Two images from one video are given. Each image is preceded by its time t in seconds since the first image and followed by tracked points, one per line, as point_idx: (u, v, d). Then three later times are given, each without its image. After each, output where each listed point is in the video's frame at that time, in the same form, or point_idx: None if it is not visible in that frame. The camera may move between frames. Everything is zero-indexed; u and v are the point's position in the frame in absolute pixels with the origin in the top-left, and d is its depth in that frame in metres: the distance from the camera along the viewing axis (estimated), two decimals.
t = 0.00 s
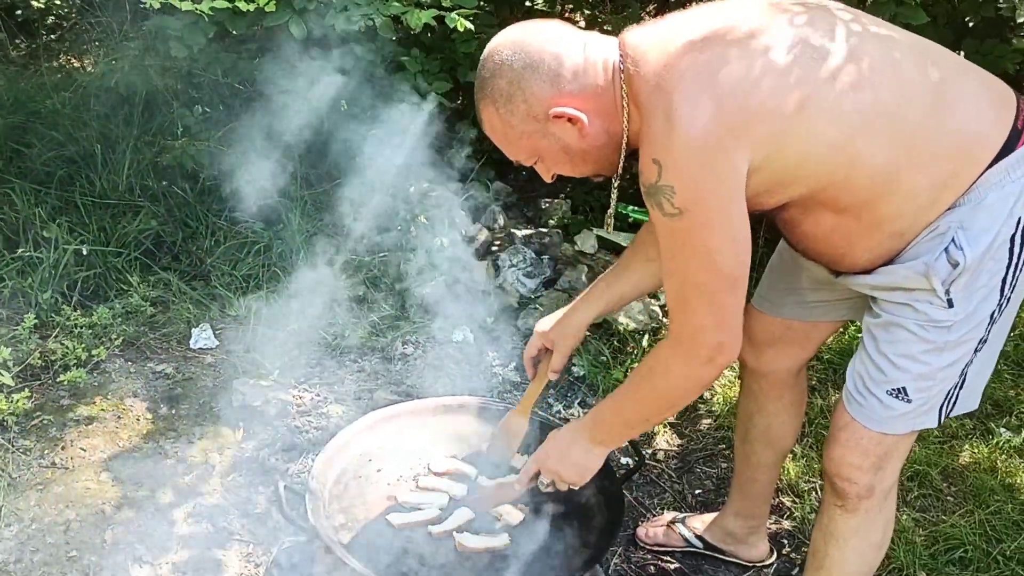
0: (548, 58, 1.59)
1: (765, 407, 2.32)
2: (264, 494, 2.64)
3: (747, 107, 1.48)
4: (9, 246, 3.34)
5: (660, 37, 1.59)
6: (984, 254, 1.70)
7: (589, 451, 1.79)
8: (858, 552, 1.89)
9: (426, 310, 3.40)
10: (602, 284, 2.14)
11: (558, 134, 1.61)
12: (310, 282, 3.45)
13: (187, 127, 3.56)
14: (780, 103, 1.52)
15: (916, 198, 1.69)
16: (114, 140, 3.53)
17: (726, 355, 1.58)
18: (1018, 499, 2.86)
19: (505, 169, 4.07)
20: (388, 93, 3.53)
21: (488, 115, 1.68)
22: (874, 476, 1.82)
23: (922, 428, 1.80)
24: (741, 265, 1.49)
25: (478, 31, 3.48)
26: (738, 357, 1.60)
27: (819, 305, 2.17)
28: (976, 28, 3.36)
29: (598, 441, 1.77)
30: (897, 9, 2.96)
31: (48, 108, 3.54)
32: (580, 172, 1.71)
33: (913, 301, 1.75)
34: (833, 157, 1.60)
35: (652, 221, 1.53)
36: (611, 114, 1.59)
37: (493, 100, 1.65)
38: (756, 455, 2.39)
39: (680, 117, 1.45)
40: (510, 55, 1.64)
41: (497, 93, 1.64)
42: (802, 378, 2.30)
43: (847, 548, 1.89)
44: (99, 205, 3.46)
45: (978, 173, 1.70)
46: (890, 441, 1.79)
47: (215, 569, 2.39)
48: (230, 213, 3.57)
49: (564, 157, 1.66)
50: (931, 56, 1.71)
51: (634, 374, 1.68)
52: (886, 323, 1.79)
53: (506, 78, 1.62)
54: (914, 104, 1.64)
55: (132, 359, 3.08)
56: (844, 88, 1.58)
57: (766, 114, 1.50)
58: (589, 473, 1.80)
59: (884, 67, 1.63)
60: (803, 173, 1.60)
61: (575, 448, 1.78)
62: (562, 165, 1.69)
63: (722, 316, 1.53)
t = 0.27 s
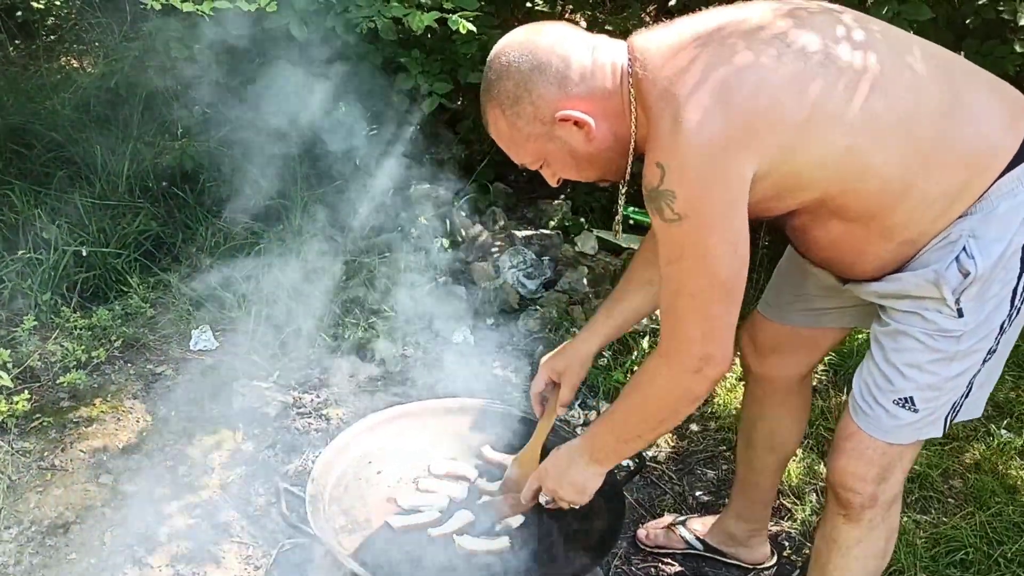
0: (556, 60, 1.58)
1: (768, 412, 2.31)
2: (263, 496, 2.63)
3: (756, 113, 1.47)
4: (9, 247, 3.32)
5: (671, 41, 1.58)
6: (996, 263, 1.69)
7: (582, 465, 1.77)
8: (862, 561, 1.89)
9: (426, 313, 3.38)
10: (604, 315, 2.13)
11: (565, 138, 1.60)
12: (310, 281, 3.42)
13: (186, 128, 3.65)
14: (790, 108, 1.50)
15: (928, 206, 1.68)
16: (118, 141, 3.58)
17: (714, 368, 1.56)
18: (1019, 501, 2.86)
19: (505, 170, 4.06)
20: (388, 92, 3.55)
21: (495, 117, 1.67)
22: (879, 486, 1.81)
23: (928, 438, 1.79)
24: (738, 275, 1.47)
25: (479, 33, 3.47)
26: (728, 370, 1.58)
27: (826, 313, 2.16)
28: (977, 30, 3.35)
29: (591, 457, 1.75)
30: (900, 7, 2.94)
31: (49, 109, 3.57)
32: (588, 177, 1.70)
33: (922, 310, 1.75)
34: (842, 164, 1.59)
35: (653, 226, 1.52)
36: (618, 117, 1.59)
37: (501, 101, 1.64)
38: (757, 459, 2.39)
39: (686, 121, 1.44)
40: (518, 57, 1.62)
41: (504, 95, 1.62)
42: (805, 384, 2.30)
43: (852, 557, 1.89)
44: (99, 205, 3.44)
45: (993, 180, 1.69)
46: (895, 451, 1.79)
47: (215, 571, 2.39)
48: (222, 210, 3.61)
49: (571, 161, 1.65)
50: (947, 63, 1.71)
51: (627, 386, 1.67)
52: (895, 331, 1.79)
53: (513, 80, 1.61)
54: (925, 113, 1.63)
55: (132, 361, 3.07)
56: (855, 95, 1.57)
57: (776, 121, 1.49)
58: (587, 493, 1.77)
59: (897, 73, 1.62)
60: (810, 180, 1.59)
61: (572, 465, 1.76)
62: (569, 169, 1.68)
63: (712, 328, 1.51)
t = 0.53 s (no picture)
0: (558, 61, 1.57)
1: (767, 412, 2.31)
2: (260, 493, 2.62)
3: (761, 113, 1.45)
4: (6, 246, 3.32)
5: (675, 43, 1.57)
6: (1005, 267, 1.69)
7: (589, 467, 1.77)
8: (863, 565, 1.89)
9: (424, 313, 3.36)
10: (600, 324, 2.14)
11: (567, 140, 1.59)
12: (308, 280, 3.42)
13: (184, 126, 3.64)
14: (797, 108, 1.49)
15: (937, 210, 1.66)
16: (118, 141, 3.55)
17: (725, 373, 1.54)
18: (1018, 499, 2.86)
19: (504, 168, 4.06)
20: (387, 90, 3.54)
21: (496, 120, 1.65)
22: (881, 491, 1.80)
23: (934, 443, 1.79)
24: (745, 278, 1.45)
25: (478, 30, 3.42)
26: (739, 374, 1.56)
27: (834, 317, 2.13)
28: (976, 28, 3.34)
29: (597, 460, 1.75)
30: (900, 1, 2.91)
31: (46, 108, 3.55)
32: (591, 180, 1.69)
33: (931, 314, 1.74)
34: (850, 165, 1.57)
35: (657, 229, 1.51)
36: (623, 120, 1.57)
37: (502, 104, 1.62)
38: (756, 458, 2.38)
39: (691, 123, 1.43)
40: (519, 59, 1.61)
41: (506, 97, 1.61)
42: (809, 387, 2.28)
43: (853, 559, 1.89)
44: (96, 204, 3.43)
45: (1002, 184, 1.68)
46: (898, 455, 1.78)
47: (211, 569, 2.38)
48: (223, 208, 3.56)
49: (574, 164, 1.64)
50: (955, 65, 1.70)
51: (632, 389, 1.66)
52: (902, 335, 1.78)
53: (515, 82, 1.60)
54: (933, 114, 1.62)
55: (129, 359, 3.07)
56: (862, 95, 1.56)
57: (782, 122, 1.48)
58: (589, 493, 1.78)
59: (904, 75, 1.61)
60: (818, 182, 1.58)
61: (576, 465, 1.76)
62: (572, 173, 1.66)
63: (723, 333, 1.49)
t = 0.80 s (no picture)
0: (561, 45, 1.56)
1: (767, 409, 2.30)
2: (257, 491, 2.62)
3: (767, 106, 1.45)
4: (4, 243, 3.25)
5: (680, 32, 1.55)
6: (1009, 265, 1.68)
7: (591, 461, 1.76)
8: (862, 562, 1.89)
9: (422, 310, 3.39)
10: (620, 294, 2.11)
11: (568, 126, 1.58)
12: (308, 278, 3.43)
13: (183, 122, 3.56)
14: (803, 101, 1.48)
15: (942, 205, 1.66)
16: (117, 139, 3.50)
17: (733, 367, 1.54)
18: (1016, 495, 2.86)
19: (503, 166, 4.04)
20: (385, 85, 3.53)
21: (498, 103, 1.64)
22: (881, 489, 1.80)
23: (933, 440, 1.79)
24: (752, 272, 1.46)
25: (476, 25, 3.45)
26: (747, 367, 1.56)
27: (834, 314, 2.12)
28: (977, 24, 3.33)
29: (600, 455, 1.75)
30: None
31: (43, 104, 3.43)
32: (590, 167, 1.68)
33: (933, 311, 1.73)
34: (857, 158, 1.57)
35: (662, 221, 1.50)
36: (625, 108, 1.56)
37: (504, 87, 1.61)
38: (756, 456, 2.37)
39: (697, 114, 1.42)
40: (522, 42, 1.60)
41: (507, 81, 1.60)
42: (811, 384, 2.27)
43: (851, 556, 1.89)
44: (92, 201, 3.42)
45: (1007, 181, 1.68)
46: (898, 452, 1.78)
47: (209, 565, 2.38)
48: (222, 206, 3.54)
49: (574, 151, 1.63)
50: (962, 58, 1.68)
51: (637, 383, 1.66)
52: (904, 331, 1.77)
53: (517, 65, 1.59)
54: (940, 107, 1.61)
55: (126, 356, 3.06)
56: (869, 88, 1.55)
57: (789, 114, 1.47)
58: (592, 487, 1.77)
59: (911, 67, 1.60)
60: (822, 175, 1.57)
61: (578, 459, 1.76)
62: (571, 159, 1.65)
63: (732, 326, 1.49)
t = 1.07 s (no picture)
0: (563, 31, 1.54)
1: (767, 395, 2.30)
2: (256, 477, 2.61)
3: (772, 95, 1.43)
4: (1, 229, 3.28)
5: (683, 16, 1.53)
6: (1015, 251, 1.67)
7: (587, 452, 1.75)
8: (861, 548, 1.89)
9: (419, 296, 3.37)
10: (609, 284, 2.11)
11: (569, 113, 1.56)
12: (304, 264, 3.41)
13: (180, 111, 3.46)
14: (807, 89, 1.46)
15: (948, 193, 1.65)
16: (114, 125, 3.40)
17: (737, 353, 1.54)
18: (1015, 481, 2.86)
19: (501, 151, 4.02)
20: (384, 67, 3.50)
21: (499, 89, 1.63)
22: (881, 476, 1.80)
23: (935, 427, 1.78)
24: (756, 260, 1.45)
25: (475, 10, 3.42)
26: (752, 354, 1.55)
27: (835, 300, 2.11)
28: (978, 7, 3.31)
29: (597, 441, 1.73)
30: None
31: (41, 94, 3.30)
32: (590, 155, 1.66)
33: (936, 297, 1.72)
34: (862, 146, 1.55)
35: (665, 208, 1.48)
36: (626, 96, 1.54)
37: (505, 72, 1.60)
38: (757, 443, 2.37)
39: (700, 101, 1.40)
40: (523, 27, 1.58)
41: (508, 66, 1.59)
42: (812, 371, 2.27)
43: (850, 543, 1.89)
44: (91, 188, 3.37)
45: (1015, 166, 1.67)
46: (898, 439, 1.77)
47: (208, 551, 2.38)
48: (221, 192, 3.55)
49: (575, 138, 1.61)
50: (967, 43, 1.66)
51: (637, 370, 1.64)
52: (908, 317, 1.76)
53: (518, 51, 1.57)
54: (945, 93, 1.59)
55: (123, 343, 3.05)
56: (874, 73, 1.53)
57: (793, 101, 1.45)
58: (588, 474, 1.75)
59: (916, 52, 1.58)
60: (827, 164, 1.56)
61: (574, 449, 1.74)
62: (572, 147, 1.64)
63: (734, 314, 1.48)
